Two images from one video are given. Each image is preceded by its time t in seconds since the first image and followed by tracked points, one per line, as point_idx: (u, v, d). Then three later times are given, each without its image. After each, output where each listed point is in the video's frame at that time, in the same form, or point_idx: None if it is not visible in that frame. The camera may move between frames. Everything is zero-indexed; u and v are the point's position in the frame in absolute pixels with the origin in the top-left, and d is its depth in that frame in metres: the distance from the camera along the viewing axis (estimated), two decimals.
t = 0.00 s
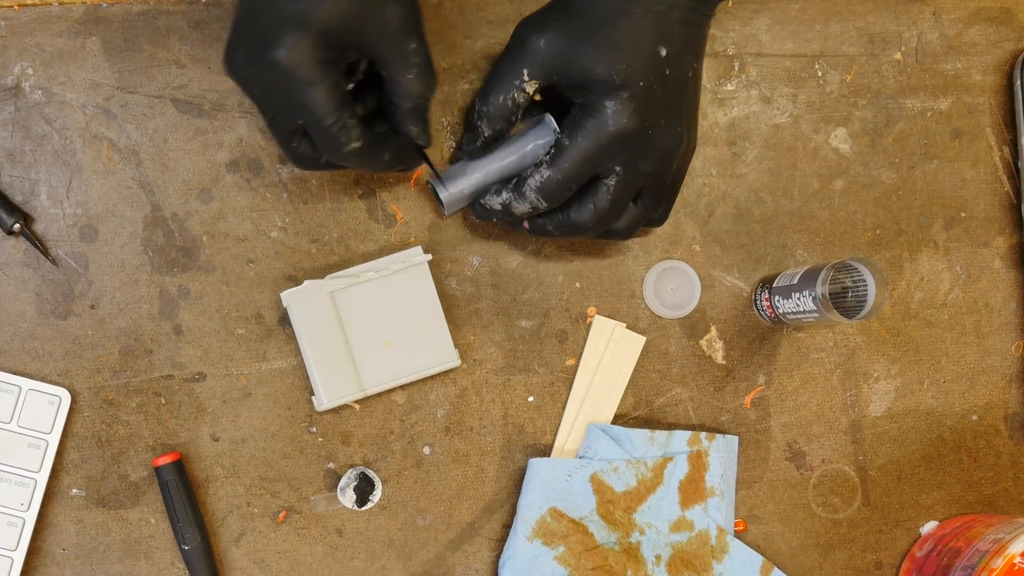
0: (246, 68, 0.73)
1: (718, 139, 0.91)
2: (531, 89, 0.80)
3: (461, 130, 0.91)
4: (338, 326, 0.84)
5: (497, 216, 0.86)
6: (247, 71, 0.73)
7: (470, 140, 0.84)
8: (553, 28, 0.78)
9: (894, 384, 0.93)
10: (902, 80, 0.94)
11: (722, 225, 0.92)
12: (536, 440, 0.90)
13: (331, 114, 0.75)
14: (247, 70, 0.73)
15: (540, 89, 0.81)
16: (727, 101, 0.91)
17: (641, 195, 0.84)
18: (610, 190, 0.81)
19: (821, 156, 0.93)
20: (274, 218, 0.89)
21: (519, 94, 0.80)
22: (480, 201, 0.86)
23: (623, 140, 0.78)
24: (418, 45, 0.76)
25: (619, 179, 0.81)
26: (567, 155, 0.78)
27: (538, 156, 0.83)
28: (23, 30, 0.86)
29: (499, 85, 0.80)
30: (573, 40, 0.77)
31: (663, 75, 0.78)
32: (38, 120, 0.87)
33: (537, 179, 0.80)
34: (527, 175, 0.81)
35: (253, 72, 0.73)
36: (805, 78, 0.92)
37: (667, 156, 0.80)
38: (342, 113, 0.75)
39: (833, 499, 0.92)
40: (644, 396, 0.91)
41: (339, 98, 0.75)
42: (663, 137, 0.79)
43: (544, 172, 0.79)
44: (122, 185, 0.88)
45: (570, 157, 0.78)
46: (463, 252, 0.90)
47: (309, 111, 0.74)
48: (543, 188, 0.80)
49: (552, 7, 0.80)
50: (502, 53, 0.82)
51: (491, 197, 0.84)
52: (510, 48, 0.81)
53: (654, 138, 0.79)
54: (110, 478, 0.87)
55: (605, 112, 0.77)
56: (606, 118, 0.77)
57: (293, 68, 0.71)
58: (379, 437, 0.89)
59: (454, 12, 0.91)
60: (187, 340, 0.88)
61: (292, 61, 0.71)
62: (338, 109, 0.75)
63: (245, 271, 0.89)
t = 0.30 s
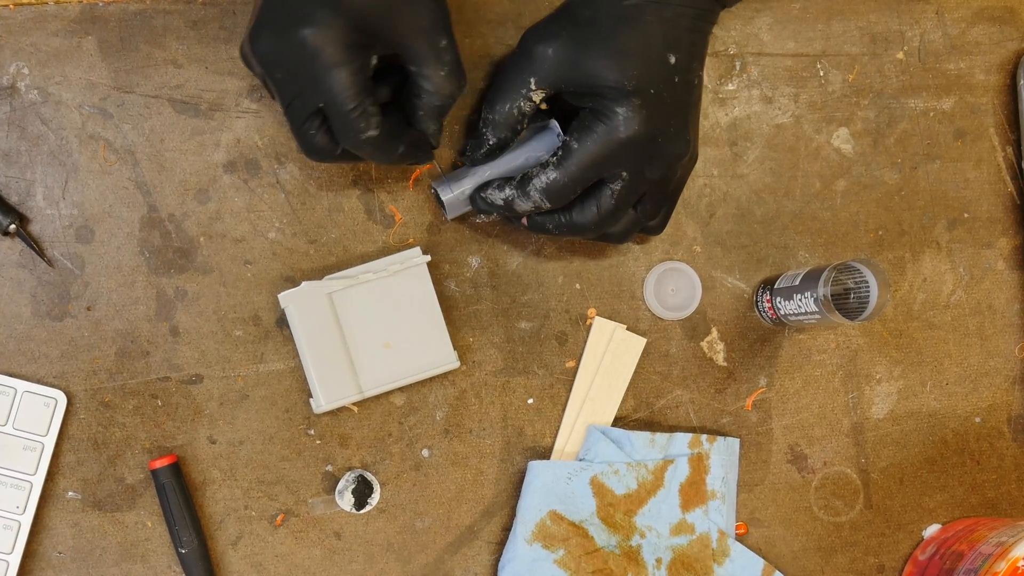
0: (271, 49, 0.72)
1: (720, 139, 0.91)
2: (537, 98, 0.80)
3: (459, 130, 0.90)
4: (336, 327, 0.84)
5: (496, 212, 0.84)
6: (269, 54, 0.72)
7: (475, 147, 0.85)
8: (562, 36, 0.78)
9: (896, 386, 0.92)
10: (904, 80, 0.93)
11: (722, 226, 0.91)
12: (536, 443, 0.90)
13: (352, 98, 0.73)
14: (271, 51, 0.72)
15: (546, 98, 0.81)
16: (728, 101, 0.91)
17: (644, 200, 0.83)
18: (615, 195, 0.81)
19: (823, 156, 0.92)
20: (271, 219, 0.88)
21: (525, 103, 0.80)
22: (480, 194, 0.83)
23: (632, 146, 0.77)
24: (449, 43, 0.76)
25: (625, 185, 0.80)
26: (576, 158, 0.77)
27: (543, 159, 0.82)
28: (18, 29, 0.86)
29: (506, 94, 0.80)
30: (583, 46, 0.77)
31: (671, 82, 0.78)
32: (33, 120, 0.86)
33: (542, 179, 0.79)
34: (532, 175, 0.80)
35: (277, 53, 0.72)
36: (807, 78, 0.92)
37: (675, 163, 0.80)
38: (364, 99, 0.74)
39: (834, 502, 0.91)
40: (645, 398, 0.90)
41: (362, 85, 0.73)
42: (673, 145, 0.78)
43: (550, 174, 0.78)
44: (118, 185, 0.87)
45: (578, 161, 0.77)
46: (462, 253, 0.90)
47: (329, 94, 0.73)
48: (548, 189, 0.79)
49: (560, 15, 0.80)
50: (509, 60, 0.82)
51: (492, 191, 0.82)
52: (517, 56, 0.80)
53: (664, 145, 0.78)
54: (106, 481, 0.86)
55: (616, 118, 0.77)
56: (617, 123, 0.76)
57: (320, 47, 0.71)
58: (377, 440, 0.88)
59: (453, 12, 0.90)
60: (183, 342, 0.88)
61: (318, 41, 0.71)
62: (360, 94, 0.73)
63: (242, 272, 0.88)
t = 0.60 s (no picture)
0: (299, 40, 0.71)
1: (721, 139, 0.90)
2: (542, 102, 0.79)
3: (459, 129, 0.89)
4: (335, 329, 0.83)
5: (499, 211, 0.83)
6: (296, 46, 0.71)
7: (477, 148, 0.84)
8: (569, 39, 0.78)
9: (899, 388, 0.92)
10: (907, 79, 0.93)
11: (724, 227, 0.90)
12: (536, 445, 0.89)
13: (381, 91, 0.72)
14: (299, 42, 0.71)
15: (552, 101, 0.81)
16: (730, 101, 0.90)
17: (648, 203, 0.83)
18: (619, 197, 0.80)
19: (825, 156, 0.91)
20: (268, 220, 0.88)
21: (531, 107, 0.79)
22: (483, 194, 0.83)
23: (640, 149, 0.76)
24: (469, 43, 0.78)
25: (631, 188, 0.79)
26: (582, 160, 0.76)
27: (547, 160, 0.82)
28: (14, 28, 0.85)
29: (512, 96, 0.79)
30: (590, 48, 0.77)
31: (680, 85, 0.77)
32: (29, 120, 0.86)
33: (548, 181, 0.78)
34: (537, 176, 0.79)
35: (306, 44, 0.71)
36: (809, 78, 0.91)
37: (681, 167, 0.79)
38: (393, 92, 0.73)
39: (837, 505, 0.90)
40: (646, 400, 0.89)
41: (390, 77, 0.73)
42: (679, 149, 0.78)
43: (556, 176, 0.78)
44: (115, 186, 0.87)
45: (585, 163, 0.76)
46: (461, 254, 0.89)
47: (358, 85, 0.72)
48: (554, 191, 0.78)
49: (567, 18, 0.80)
50: (515, 63, 0.81)
51: (496, 191, 0.81)
52: (524, 59, 0.80)
53: (671, 148, 0.77)
54: (102, 484, 0.86)
55: (624, 121, 0.76)
56: (624, 126, 0.76)
57: (351, 38, 0.70)
58: (375, 442, 0.87)
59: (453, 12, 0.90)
60: (180, 343, 0.87)
61: (348, 32, 0.70)
62: (389, 86, 0.73)
63: (239, 273, 0.87)
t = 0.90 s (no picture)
0: (306, 39, 0.70)
1: (722, 139, 0.89)
2: (544, 102, 0.79)
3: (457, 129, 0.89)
4: (333, 330, 0.82)
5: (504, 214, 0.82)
6: (303, 45, 0.71)
7: (477, 148, 0.82)
8: (572, 39, 0.77)
9: (902, 389, 0.91)
10: (909, 79, 0.92)
11: (725, 228, 0.90)
12: (536, 448, 0.88)
13: (388, 89, 0.71)
14: (307, 41, 0.71)
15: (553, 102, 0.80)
16: (731, 101, 0.90)
17: (649, 202, 0.82)
18: (622, 198, 0.80)
19: (827, 156, 0.91)
20: (266, 220, 0.87)
21: (532, 107, 0.79)
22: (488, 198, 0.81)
23: (644, 150, 0.76)
24: (472, 47, 0.78)
25: (634, 188, 0.79)
26: (588, 165, 0.77)
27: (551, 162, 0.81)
28: (9, 27, 0.84)
29: (513, 96, 0.79)
30: (592, 48, 0.76)
31: (683, 85, 0.77)
32: (25, 120, 0.85)
33: (556, 189, 0.78)
34: (545, 183, 0.79)
35: (314, 44, 0.70)
36: (811, 77, 0.91)
37: (683, 167, 0.79)
38: (401, 92, 0.72)
39: (839, 508, 0.90)
40: (646, 402, 0.89)
41: (398, 77, 0.72)
42: (683, 149, 0.78)
43: (562, 181, 0.78)
44: (112, 186, 0.86)
45: (590, 168, 0.77)
46: (460, 255, 0.88)
47: (366, 84, 0.71)
48: (561, 199, 0.78)
49: (568, 17, 0.80)
50: (516, 63, 0.81)
51: (503, 195, 0.80)
52: (525, 59, 0.80)
53: (675, 149, 0.77)
54: (99, 487, 0.85)
55: (628, 121, 0.76)
56: (629, 127, 0.75)
57: (360, 36, 0.70)
58: (374, 445, 0.87)
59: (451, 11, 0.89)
60: (177, 345, 0.86)
61: (357, 31, 0.70)
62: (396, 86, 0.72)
63: (237, 274, 0.87)
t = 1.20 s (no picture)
0: (312, 38, 0.69)
1: (723, 139, 0.89)
2: (546, 102, 0.78)
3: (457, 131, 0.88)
4: (331, 332, 0.81)
5: (500, 208, 0.81)
6: (309, 45, 0.70)
7: (477, 148, 0.82)
8: (574, 39, 0.77)
9: (904, 392, 0.90)
10: (912, 79, 0.92)
11: (726, 229, 0.89)
12: (536, 450, 0.87)
13: (395, 90, 0.70)
14: (312, 40, 0.69)
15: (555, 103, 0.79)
16: (733, 100, 0.89)
17: (650, 203, 0.82)
18: (622, 197, 0.79)
19: (829, 156, 0.90)
20: (264, 221, 0.86)
21: (535, 108, 0.78)
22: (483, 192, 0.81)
23: (645, 149, 0.75)
24: (475, 47, 0.78)
25: (634, 187, 0.78)
26: (586, 158, 0.75)
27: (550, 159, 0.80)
28: (6, 26, 0.84)
29: (516, 97, 0.78)
30: (594, 47, 0.75)
31: (685, 84, 0.76)
32: (21, 120, 0.84)
33: (550, 179, 0.77)
34: (539, 174, 0.77)
35: (320, 44, 0.69)
36: (813, 77, 0.90)
37: (685, 167, 0.78)
38: (407, 92, 0.71)
39: (841, 511, 0.89)
40: (647, 404, 0.88)
41: (404, 77, 0.71)
42: (685, 149, 0.76)
43: (558, 173, 0.76)
44: (108, 187, 0.85)
45: (588, 162, 0.75)
46: (459, 256, 0.88)
47: (372, 84, 0.70)
48: (555, 189, 0.77)
49: (570, 17, 0.79)
50: (518, 63, 0.80)
51: (497, 187, 0.80)
52: (527, 59, 0.79)
53: (676, 148, 0.76)
54: (95, 490, 0.84)
55: (629, 119, 0.74)
56: (630, 125, 0.74)
57: (366, 36, 0.69)
58: (372, 447, 0.86)
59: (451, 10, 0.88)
60: (174, 346, 0.85)
61: (364, 31, 0.69)
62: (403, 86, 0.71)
63: (234, 276, 0.86)
